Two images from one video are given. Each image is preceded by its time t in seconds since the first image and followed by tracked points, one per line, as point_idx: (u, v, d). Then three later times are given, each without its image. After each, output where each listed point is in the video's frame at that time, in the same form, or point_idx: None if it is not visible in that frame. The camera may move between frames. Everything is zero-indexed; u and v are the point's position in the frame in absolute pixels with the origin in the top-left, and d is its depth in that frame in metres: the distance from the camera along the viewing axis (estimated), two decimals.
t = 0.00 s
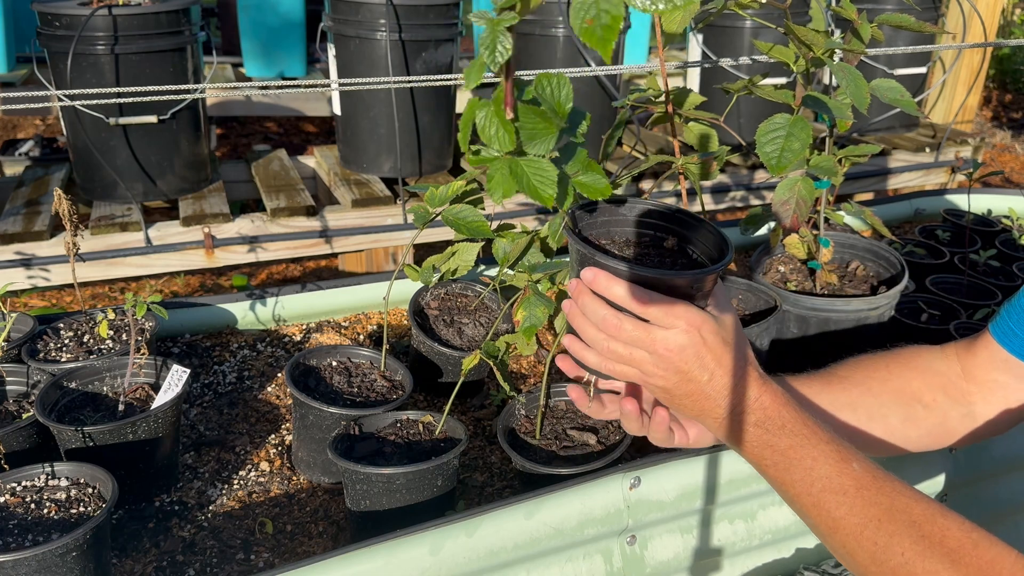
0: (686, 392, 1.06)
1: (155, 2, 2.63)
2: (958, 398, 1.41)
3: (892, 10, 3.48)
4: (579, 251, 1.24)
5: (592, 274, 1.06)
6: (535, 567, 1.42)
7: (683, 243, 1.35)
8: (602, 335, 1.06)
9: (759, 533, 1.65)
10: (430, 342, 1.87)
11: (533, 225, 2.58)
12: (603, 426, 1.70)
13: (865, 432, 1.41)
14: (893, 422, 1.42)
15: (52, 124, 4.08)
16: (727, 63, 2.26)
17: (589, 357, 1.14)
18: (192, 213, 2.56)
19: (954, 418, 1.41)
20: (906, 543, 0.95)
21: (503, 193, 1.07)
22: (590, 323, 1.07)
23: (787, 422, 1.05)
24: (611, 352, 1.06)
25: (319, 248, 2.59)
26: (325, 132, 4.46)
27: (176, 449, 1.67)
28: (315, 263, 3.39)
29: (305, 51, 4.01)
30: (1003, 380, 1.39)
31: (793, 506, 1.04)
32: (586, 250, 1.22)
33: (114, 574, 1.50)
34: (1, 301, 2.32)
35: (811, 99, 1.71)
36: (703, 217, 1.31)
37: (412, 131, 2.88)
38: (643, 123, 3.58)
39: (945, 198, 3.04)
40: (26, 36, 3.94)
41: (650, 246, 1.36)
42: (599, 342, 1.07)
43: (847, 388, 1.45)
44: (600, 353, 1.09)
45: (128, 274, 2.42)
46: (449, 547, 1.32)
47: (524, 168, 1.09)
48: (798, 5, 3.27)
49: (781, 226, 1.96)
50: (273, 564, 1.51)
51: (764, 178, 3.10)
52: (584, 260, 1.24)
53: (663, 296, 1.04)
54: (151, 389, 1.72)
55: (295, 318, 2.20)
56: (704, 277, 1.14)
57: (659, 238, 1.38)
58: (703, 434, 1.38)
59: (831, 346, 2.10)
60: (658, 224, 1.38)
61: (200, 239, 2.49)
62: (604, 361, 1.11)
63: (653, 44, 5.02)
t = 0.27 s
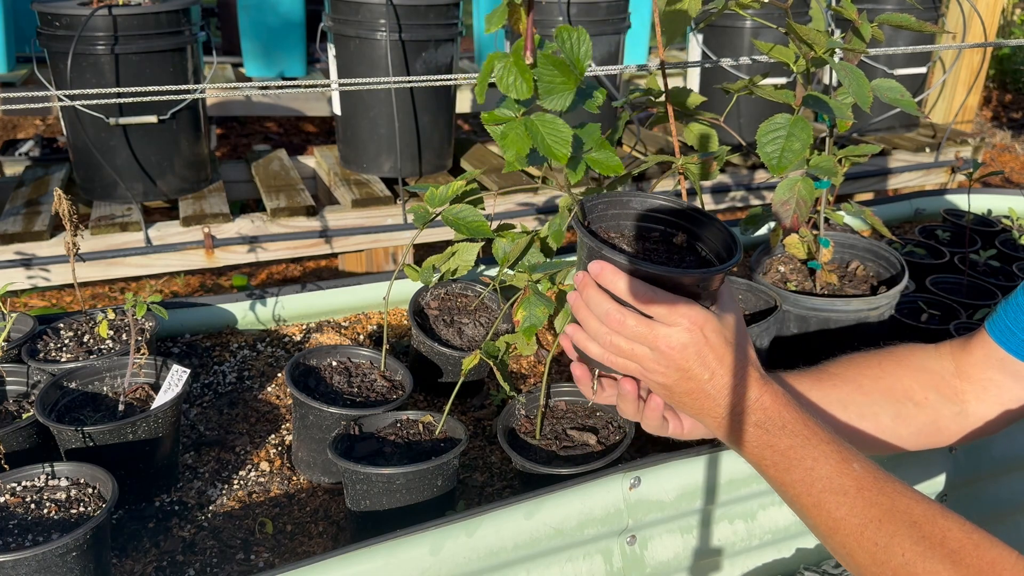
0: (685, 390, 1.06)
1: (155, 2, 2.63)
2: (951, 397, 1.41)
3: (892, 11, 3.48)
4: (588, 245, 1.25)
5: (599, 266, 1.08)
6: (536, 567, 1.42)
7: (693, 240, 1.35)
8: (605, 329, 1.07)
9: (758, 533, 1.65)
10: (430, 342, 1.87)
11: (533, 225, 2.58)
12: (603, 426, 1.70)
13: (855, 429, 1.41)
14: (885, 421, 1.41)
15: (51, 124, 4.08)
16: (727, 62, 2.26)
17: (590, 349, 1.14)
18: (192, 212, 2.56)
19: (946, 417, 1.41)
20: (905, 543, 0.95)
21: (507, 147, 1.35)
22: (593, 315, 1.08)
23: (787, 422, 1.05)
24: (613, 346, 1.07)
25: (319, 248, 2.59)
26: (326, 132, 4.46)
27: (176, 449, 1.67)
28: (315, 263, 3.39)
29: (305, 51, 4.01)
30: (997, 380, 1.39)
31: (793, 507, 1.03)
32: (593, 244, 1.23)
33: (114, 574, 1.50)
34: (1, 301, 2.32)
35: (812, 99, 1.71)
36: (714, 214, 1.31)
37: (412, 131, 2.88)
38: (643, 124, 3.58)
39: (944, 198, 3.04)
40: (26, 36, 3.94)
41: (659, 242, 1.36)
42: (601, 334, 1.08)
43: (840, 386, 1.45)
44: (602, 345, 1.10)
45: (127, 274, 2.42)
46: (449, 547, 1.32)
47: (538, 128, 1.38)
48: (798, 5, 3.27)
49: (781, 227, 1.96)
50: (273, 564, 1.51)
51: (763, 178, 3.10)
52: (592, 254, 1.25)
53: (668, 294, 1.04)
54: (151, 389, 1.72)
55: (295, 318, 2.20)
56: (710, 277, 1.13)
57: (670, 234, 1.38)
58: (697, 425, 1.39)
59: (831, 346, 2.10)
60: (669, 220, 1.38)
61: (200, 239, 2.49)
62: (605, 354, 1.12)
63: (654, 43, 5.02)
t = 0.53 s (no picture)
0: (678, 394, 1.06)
1: (155, 2, 2.63)
2: (944, 394, 1.41)
3: (892, 10, 3.48)
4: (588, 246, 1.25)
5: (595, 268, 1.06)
6: (536, 568, 1.42)
7: (701, 243, 1.34)
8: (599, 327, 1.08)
9: (758, 533, 1.65)
10: (430, 342, 1.87)
11: (533, 225, 2.58)
12: (603, 426, 1.70)
13: (848, 427, 1.41)
14: (876, 417, 1.41)
15: (51, 124, 4.08)
16: (727, 62, 2.26)
17: (586, 346, 1.16)
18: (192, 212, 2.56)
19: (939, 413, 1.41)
20: (906, 549, 0.94)
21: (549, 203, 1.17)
22: (589, 313, 1.09)
23: (784, 430, 1.05)
24: (607, 343, 1.08)
25: (319, 248, 2.59)
26: (326, 132, 4.46)
27: (176, 449, 1.67)
28: (316, 263, 3.39)
29: (305, 51, 4.01)
30: (992, 378, 1.38)
31: (791, 515, 1.03)
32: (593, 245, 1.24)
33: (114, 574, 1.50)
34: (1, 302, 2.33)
35: (812, 99, 1.71)
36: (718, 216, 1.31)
37: (412, 131, 2.88)
38: (643, 124, 3.58)
39: (945, 198, 3.04)
40: (26, 36, 3.95)
41: (666, 245, 1.36)
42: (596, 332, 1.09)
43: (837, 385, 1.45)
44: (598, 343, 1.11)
45: (128, 274, 2.42)
46: (449, 547, 1.32)
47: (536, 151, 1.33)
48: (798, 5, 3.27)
49: (781, 227, 1.96)
50: (273, 564, 1.51)
51: (763, 178, 3.10)
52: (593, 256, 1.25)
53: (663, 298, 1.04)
54: (151, 389, 1.72)
55: (295, 318, 2.20)
56: (710, 284, 1.13)
57: (677, 237, 1.37)
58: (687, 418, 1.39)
59: (831, 346, 2.10)
60: (676, 222, 1.38)
61: (200, 239, 2.49)
62: (600, 351, 1.13)
63: (654, 43, 5.02)
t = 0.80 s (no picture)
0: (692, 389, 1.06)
1: (155, 2, 2.62)
2: (942, 398, 1.41)
3: (892, 10, 3.48)
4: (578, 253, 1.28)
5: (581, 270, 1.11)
6: (536, 568, 1.42)
7: (695, 248, 1.34)
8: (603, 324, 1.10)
9: (759, 533, 1.65)
10: (430, 342, 1.87)
11: (533, 225, 2.58)
12: (603, 426, 1.70)
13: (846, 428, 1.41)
14: (874, 418, 1.41)
15: (51, 124, 4.08)
16: (727, 62, 2.25)
17: (590, 349, 1.18)
18: (192, 213, 2.56)
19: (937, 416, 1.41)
20: (925, 553, 0.92)
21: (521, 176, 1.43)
22: (586, 315, 1.12)
23: (800, 424, 1.02)
24: (609, 342, 1.11)
25: (319, 248, 2.59)
26: (326, 132, 4.46)
27: (176, 449, 1.67)
28: (315, 263, 3.39)
29: (305, 51, 4.01)
30: (990, 381, 1.38)
31: (805, 513, 1.00)
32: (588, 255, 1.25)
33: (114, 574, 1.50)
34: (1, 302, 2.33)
35: (812, 99, 1.71)
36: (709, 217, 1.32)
37: (412, 131, 2.88)
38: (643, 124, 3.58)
39: (945, 198, 3.04)
40: (26, 36, 3.94)
41: (660, 249, 1.36)
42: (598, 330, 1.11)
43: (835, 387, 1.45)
44: (599, 343, 1.14)
45: (127, 275, 2.42)
46: (449, 547, 1.32)
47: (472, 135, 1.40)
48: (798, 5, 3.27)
49: (781, 227, 1.96)
50: (273, 564, 1.51)
51: (763, 178, 3.10)
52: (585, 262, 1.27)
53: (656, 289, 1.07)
54: (151, 389, 1.72)
55: (295, 318, 2.20)
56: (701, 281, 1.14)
57: (672, 242, 1.38)
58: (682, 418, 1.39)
59: (831, 346, 2.10)
60: (670, 227, 1.38)
61: (199, 239, 2.49)
62: (604, 351, 1.14)
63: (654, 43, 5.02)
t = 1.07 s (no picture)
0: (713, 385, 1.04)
1: (155, 2, 2.63)
2: (943, 397, 1.41)
3: (892, 10, 3.48)
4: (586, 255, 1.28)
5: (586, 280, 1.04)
6: (536, 568, 1.42)
7: (704, 245, 1.34)
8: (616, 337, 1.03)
9: (758, 533, 1.65)
10: (430, 342, 1.87)
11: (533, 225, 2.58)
12: (603, 426, 1.70)
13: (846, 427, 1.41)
14: (875, 417, 1.40)
15: (51, 124, 4.08)
16: (727, 62, 2.25)
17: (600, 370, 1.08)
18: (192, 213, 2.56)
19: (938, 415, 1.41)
20: (936, 551, 0.96)
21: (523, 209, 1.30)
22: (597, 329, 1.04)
23: (822, 416, 1.04)
24: (623, 354, 1.03)
25: (319, 248, 2.59)
26: (326, 132, 4.46)
27: (176, 449, 1.67)
28: (315, 263, 3.39)
29: (305, 51, 4.01)
30: (990, 381, 1.38)
31: (820, 504, 1.03)
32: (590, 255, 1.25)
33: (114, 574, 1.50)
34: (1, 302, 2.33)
35: (811, 99, 1.71)
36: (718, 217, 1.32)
37: (412, 131, 2.88)
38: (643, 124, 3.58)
39: (945, 198, 3.04)
40: (25, 36, 3.95)
41: (668, 245, 1.36)
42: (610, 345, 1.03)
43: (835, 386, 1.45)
44: (612, 360, 1.05)
45: (127, 274, 2.42)
46: (449, 547, 1.32)
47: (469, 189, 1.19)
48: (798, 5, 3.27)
49: (780, 227, 1.96)
50: (273, 564, 1.51)
51: (763, 178, 3.11)
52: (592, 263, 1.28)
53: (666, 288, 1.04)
54: (151, 389, 1.72)
55: (295, 318, 2.20)
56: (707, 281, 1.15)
57: (680, 238, 1.38)
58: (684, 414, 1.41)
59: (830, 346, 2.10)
60: (679, 224, 1.39)
61: (200, 239, 2.49)
62: (618, 367, 1.06)
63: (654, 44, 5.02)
